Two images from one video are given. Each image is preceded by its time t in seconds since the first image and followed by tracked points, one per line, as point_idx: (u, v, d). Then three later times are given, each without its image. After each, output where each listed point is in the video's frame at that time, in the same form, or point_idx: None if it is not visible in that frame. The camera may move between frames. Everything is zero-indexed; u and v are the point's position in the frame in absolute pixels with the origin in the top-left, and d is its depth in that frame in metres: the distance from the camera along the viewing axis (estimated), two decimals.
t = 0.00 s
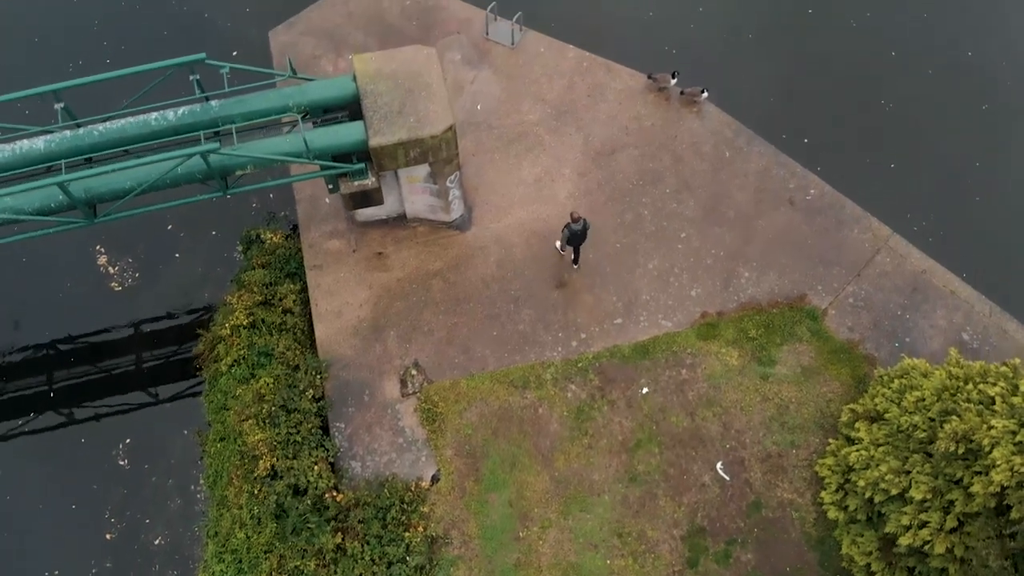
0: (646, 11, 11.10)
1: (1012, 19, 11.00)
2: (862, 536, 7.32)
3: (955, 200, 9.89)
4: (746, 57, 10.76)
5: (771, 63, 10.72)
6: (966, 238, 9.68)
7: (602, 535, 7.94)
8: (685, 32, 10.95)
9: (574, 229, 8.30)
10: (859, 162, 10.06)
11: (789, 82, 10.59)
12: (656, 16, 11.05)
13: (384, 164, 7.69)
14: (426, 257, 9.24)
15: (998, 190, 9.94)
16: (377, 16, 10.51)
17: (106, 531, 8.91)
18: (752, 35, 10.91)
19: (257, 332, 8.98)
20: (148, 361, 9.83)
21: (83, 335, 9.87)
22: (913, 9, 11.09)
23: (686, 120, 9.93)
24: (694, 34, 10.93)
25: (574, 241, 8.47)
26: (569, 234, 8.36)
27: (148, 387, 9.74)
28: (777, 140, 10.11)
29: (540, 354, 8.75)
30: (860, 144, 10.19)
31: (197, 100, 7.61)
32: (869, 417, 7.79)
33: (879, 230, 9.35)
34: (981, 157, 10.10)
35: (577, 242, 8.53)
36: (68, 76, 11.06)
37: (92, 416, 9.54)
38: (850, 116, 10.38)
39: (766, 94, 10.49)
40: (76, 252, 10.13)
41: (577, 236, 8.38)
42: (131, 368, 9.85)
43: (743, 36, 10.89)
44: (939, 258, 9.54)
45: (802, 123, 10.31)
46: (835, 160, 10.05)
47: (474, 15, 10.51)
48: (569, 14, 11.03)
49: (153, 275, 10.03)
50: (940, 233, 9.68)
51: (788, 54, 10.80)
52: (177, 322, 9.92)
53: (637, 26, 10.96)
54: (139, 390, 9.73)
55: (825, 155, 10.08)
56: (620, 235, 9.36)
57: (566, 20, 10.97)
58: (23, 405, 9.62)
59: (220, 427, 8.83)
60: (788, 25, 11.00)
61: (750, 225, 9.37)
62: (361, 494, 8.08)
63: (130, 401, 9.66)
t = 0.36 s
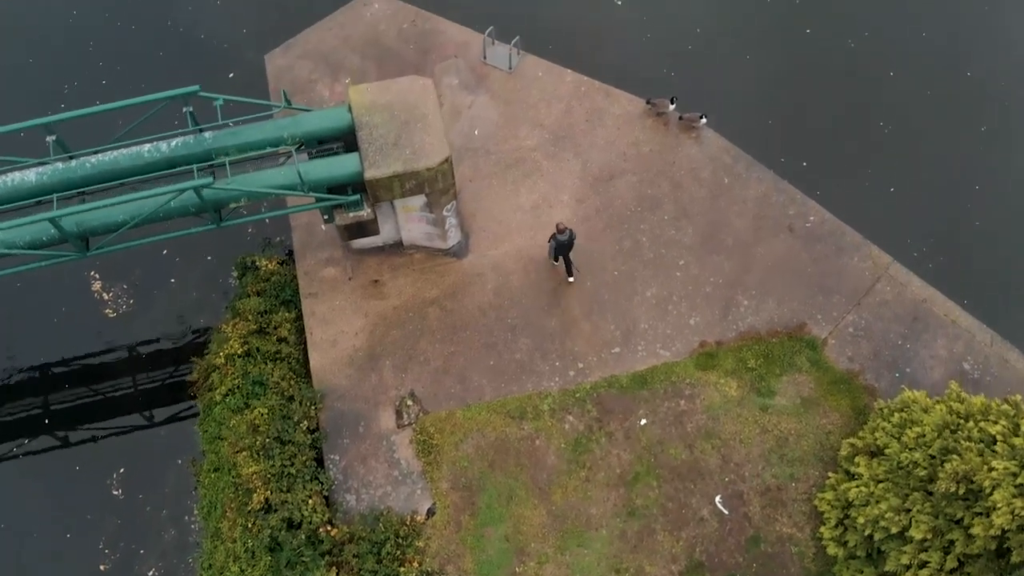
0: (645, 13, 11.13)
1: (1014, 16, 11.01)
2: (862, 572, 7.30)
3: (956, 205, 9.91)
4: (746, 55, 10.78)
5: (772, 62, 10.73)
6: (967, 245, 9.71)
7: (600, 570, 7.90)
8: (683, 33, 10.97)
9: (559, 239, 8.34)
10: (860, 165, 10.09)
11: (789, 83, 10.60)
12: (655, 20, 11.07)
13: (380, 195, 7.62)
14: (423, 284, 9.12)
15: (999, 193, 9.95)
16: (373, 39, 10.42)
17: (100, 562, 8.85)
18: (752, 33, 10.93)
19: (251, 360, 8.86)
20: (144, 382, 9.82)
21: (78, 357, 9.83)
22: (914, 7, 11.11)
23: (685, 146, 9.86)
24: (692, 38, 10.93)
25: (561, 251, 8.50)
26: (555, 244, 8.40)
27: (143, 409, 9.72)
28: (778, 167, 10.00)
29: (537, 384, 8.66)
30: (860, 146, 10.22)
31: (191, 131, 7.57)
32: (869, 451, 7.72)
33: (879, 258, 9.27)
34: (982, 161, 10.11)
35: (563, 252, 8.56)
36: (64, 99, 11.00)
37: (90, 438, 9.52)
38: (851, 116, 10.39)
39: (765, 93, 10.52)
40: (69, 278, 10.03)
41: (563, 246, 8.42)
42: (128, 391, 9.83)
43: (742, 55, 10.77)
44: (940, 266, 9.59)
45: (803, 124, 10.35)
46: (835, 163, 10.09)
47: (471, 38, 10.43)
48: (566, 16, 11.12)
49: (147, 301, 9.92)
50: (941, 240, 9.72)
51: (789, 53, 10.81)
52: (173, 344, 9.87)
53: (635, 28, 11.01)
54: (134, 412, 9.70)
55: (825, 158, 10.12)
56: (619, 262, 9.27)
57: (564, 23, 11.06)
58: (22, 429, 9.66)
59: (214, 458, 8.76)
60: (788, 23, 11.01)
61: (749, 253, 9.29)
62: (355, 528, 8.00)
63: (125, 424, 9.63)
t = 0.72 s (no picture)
0: (645, 13, 11.27)
1: (1016, 17, 11.10)
2: None
3: (957, 205, 10.08)
4: (748, 56, 10.93)
5: (772, 63, 10.88)
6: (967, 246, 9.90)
7: None
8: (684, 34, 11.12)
9: (547, 252, 8.25)
10: (861, 166, 10.27)
11: (790, 84, 10.74)
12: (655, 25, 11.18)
13: (374, 228, 7.54)
14: (418, 313, 8.99)
15: (1000, 194, 10.13)
16: (368, 63, 10.34)
17: None
18: (754, 32, 11.06)
19: (244, 391, 8.77)
20: (137, 407, 9.72)
21: (70, 381, 9.73)
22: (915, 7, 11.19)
23: (682, 173, 9.77)
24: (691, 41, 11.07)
25: (547, 263, 8.42)
26: (542, 256, 8.31)
27: (136, 435, 9.60)
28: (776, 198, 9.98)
29: (534, 417, 8.56)
30: (861, 147, 10.38)
31: (181, 164, 7.50)
32: (869, 488, 7.62)
33: (878, 287, 9.18)
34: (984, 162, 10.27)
35: (549, 265, 8.48)
36: (58, 120, 10.92)
37: (82, 461, 9.45)
38: (852, 116, 10.54)
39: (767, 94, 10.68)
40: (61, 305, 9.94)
41: (550, 258, 8.33)
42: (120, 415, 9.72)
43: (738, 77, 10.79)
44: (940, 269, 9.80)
45: (804, 125, 10.50)
46: (837, 164, 10.27)
47: (467, 62, 10.34)
48: (567, 16, 11.29)
49: (141, 329, 9.78)
50: (942, 242, 9.92)
51: (790, 52, 10.95)
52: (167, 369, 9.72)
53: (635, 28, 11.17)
54: (127, 437, 9.59)
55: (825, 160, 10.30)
56: (616, 291, 9.17)
57: (564, 23, 11.24)
58: (16, 452, 9.62)
59: (206, 490, 8.65)
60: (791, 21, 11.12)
61: (747, 282, 9.19)
62: (348, 564, 7.86)
63: (118, 449, 9.52)
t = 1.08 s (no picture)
0: (646, 13, 11.59)
1: (1015, 18, 11.47)
2: None
3: (956, 205, 10.35)
4: (748, 58, 11.22)
5: (773, 62, 11.22)
6: (968, 245, 10.17)
7: None
8: (683, 33, 11.44)
9: (538, 262, 8.26)
10: (861, 166, 10.55)
11: (791, 85, 11.06)
12: (655, 26, 11.49)
13: (368, 258, 7.46)
14: (413, 340, 8.90)
15: (1001, 195, 10.43)
16: (364, 85, 10.28)
17: None
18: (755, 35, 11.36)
19: (237, 419, 8.70)
20: (131, 428, 9.63)
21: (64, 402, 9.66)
22: (915, 9, 11.57)
23: (680, 198, 9.69)
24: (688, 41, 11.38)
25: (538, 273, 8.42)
26: (532, 267, 8.32)
27: (130, 456, 9.52)
28: (773, 225, 9.92)
29: (530, 446, 8.47)
30: (861, 147, 10.68)
31: (172, 195, 7.47)
32: (868, 521, 7.54)
33: (878, 314, 9.09)
34: (983, 163, 10.57)
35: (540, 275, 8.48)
36: (51, 140, 10.82)
37: (76, 481, 9.36)
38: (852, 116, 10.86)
39: (769, 94, 11.01)
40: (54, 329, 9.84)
41: (541, 269, 8.34)
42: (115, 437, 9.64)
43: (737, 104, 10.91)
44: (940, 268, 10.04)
45: (805, 125, 10.82)
46: (837, 164, 10.56)
47: (464, 84, 10.28)
48: (567, 16, 11.58)
49: (134, 354, 9.70)
50: (943, 241, 10.17)
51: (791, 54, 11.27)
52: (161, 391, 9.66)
53: (634, 29, 11.48)
54: (121, 458, 9.50)
55: (825, 158, 10.59)
56: (613, 317, 9.08)
57: (564, 23, 11.52)
58: (8, 472, 9.47)
59: (198, 519, 8.46)
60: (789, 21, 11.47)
61: (745, 308, 9.11)
62: None
63: (112, 469, 9.45)
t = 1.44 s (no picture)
0: (646, 13, 11.64)
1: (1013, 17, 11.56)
2: None
3: (957, 205, 10.33)
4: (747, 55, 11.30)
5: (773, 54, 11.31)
6: (969, 243, 10.15)
7: None
8: (683, 32, 11.49)
9: (526, 278, 8.39)
10: (861, 165, 10.56)
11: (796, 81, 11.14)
12: (655, 25, 11.54)
13: (362, 294, 7.41)
14: (408, 371, 8.81)
15: (1001, 194, 10.41)
16: (360, 110, 10.19)
17: None
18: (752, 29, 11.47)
19: (230, 451, 8.60)
20: (126, 453, 9.52)
21: (58, 427, 9.52)
22: (915, 9, 11.65)
23: (678, 226, 9.61)
24: (687, 40, 11.44)
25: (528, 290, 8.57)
26: (521, 283, 8.43)
27: (125, 481, 9.42)
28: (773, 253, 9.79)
29: (526, 480, 8.37)
30: (860, 146, 10.68)
31: (164, 229, 7.40)
32: (868, 559, 7.45)
33: (879, 345, 9.03)
34: (983, 164, 10.56)
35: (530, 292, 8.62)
36: (43, 163, 10.70)
37: (70, 506, 9.28)
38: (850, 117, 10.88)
39: (769, 94, 11.05)
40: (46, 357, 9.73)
41: (530, 284, 8.45)
42: (108, 461, 9.54)
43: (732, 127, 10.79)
44: (940, 267, 10.03)
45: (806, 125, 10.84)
46: (837, 164, 10.56)
47: (460, 110, 10.20)
48: (566, 16, 11.64)
49: (126, 382, 9.64)
50: (943, 240, 10.15)
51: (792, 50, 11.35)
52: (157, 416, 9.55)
53: (634, 27, 11.53)
54: (117, 484, 9.42)
55: (825, 158, 10.59)
56: (610, 347, 8.98)
57: (564, 23, 11.57)
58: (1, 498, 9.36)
59: (191, 552, 8.31)
60: (789, 21, 11.54)
61: (744, 339, 9.02)
62: None
63: (108, 495, 9.36)
